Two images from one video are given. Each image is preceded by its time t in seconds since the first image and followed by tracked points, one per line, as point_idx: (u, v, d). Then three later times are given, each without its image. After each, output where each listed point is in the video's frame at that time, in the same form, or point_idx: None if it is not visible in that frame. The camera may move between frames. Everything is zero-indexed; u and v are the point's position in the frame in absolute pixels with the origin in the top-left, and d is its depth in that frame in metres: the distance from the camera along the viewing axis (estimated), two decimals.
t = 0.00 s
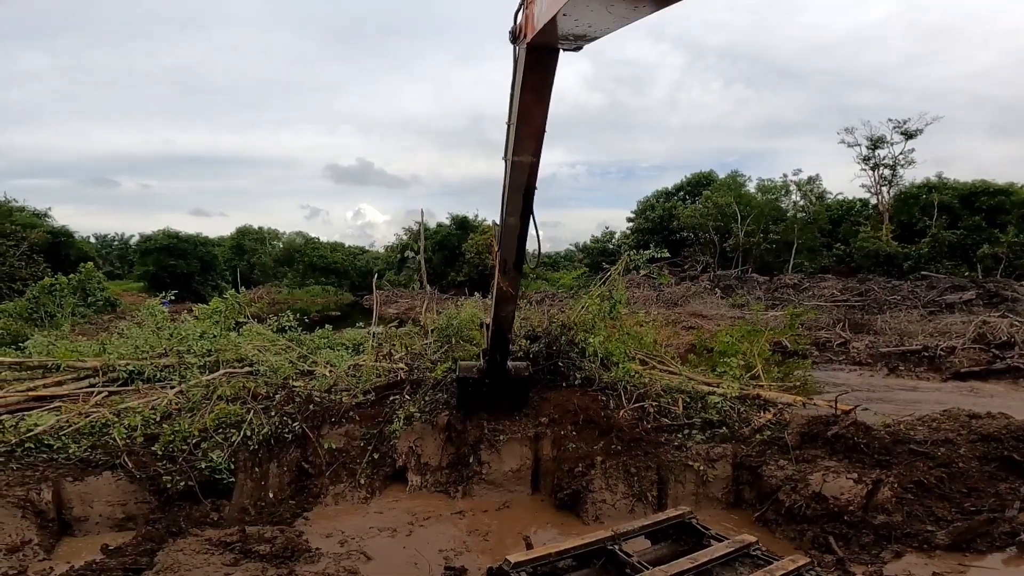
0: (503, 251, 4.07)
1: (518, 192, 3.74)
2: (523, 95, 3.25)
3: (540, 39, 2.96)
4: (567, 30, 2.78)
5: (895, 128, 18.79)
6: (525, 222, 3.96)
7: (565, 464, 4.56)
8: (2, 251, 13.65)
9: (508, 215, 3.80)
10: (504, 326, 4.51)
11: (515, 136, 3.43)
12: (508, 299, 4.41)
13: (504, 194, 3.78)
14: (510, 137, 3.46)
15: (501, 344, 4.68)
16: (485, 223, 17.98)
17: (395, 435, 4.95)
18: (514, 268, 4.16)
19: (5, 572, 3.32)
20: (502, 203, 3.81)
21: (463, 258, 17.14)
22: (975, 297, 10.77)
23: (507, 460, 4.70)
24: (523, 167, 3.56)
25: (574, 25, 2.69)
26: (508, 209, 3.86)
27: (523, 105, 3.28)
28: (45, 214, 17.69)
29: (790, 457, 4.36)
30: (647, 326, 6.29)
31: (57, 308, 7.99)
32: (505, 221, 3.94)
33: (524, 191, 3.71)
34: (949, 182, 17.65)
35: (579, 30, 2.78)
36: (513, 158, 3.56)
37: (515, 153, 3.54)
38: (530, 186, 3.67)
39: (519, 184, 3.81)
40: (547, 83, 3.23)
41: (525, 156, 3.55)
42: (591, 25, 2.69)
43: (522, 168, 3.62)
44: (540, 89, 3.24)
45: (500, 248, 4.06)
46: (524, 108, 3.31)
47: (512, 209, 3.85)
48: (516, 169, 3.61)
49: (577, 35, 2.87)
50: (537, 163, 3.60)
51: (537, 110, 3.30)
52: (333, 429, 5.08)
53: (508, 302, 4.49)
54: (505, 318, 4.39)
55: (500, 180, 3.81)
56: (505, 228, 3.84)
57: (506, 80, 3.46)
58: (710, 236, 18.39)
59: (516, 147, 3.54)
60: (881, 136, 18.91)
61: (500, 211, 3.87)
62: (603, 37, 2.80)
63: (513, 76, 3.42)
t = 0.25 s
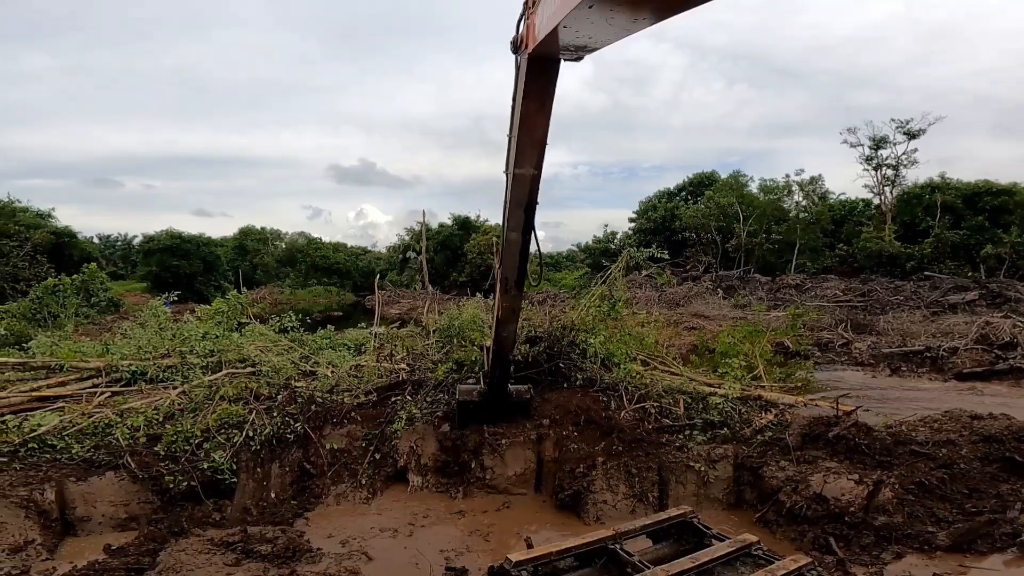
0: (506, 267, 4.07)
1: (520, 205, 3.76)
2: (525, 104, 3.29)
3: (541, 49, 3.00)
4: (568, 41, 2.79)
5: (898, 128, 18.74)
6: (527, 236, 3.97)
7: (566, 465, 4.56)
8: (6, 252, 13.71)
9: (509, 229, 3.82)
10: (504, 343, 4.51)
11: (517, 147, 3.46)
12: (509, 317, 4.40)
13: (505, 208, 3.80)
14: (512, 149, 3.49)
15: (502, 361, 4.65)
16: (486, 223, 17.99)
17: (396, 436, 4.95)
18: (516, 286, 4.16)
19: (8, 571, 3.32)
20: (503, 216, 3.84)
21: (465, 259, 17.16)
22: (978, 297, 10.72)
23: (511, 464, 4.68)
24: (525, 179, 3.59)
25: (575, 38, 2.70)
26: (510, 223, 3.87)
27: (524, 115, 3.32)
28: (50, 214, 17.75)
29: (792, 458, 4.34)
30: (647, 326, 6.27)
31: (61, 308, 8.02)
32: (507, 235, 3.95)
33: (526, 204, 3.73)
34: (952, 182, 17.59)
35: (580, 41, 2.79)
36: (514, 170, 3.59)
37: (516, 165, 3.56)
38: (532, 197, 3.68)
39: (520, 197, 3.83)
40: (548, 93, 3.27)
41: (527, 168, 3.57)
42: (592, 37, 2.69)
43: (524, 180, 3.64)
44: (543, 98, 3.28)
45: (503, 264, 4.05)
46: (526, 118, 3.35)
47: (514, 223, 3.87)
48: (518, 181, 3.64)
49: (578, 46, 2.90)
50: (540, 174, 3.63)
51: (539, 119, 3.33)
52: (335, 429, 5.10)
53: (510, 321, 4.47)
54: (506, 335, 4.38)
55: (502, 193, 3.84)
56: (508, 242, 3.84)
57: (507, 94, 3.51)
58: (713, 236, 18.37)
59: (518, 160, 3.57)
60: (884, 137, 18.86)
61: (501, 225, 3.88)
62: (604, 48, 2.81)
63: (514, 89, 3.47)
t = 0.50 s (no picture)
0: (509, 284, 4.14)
1: (524, 219, 3.88)
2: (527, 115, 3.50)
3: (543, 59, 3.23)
4: (568, 51, 2.96)
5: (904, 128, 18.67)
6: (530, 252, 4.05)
7: (571, 465, 4.57)
8: (13, 252, 13.80)
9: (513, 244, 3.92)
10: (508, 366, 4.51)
11: (520, 160, 3.64)
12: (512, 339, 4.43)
13: (509, 223, 3.92)
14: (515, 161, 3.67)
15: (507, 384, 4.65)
16: (491, 224, 18.01)
17: (401, 436, 4.99)
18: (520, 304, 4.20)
19: (16, 570, 3.34)
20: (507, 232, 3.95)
21: (469, 259, 17.18)
22: (985, 297, 10.67)
23: (521, 470, 4.63)
24: (528, 192, 3.73)
25: (575, 48, 2.87)
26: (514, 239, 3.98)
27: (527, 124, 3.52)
28: (57, 215, 17.86)
29: (798, 458, 4.32)
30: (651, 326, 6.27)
31: (68, 309, 8.06)
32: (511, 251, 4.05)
33: (529, 217, 3.85)
34: (959, 182, 17.51)
35: (579, 53, 3.02)
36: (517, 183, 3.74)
37: (519, 179, 3.73)
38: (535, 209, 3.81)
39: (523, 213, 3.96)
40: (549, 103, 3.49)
41: (529, 179, 3.73)
42: (590, 49, 2.91)
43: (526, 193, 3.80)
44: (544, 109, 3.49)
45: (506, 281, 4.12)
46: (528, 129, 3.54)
47: (517, 238, 3.98)
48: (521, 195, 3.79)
49: (578, 56, 3.07)
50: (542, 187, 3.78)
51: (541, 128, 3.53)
52: (340, 430, 5.12)
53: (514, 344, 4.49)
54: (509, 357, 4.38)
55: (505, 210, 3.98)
56: (511, 257, 3.93)
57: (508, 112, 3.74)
58: (717, 237, 18.34)
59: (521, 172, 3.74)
60: (890, 136, 18.79)
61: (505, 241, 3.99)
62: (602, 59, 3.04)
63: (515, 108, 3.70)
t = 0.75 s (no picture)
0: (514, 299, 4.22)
1: (528, 232, 4.02)
2: (531, 129, 3.78)
3: (547, 69, 3.52)
4: (571, 61, 3.29)
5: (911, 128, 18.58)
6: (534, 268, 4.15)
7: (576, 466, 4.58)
8: (21, 253, 13.90)
9: (518, 258, 4.04)
10: (512, 385, 4.51)
11: (525, 171, 3.85)
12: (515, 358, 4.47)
13: (513, 238, 4.06)
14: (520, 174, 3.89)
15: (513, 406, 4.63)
16: (495, 224, 18.01)
17: (406, 436, 5.02)
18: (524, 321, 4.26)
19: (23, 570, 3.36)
20: (511, 247, 4.08)
21: (474, 260, 17.18)
22: (994, 297, 10.59)
23: (526, 478, 4.61)
24: (532, 204, 3.92)
25: (578, 58, 3.19)
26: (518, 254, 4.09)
27: (531, 136, 3.77)
28: (65, 216, 17.98)
29: (803, 459, 4.31)
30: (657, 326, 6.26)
31: (75, 309, 8.11)
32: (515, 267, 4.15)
33: (533, 230, 4.02)
34: (967, 182, 17.41)
35: (582, 62, 3.27)
36: (522, 196, 3.93)
37: (523, 192, 3.92)
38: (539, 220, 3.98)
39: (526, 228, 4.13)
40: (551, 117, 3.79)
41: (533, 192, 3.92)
42: (593, 57, 3.16)
43: (530, 207, 3.98)
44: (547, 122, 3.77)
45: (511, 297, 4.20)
46: (532, 142, 3.79)
47: (521, 253, 4.11)
48: (526, 208, 3.96)
49: (580, 66, 3.43)
50: (545, 200, 3.98)
51: (545, 140, 3.79)
52: (345, 430, 5.14)
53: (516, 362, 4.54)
54: (514, 375, 4.40)
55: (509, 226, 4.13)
56: (516, 270, 4.04)
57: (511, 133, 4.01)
58: (723, 237, 18.28)
59: (525, 187, 3.95)
60: (897, 136, 18.71)
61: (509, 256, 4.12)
62: (603, 67, 3.29)
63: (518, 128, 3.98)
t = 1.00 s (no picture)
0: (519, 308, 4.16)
1: (533, 238, 3.98)
2: (535, 133, 3.74)
3: (551, 74, 3.49)
4: (575, 68, 3.29)
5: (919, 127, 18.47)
6: (539, 275, 4.11)
7: (581, 467, 4.60)
8: (30, 253, 14.02)
9: (523, 266, 4.02)
10: (518, 397, 4.41)
11: (530, 177, 3.83)
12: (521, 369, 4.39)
13: (518, 246, 4.04)
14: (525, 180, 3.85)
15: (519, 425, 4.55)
16: (501, 224, 18.02)
17: (411, 436, 5.04)
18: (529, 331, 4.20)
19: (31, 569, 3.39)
20: (516, 254, 4.04)
21: (479, 260, 17.20)
22: (1003, 298, 10.51)
23: (531, 484, 4.54)
24: (538, 211, 3.90)
25: (582, 65, 3.18)
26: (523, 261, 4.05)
27: (536, 141, 3.74)
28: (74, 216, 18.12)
29: (810, 460, 4.30)
30: (662, 326, 6.25)
31: (84, 309, 8.17)
32: (520, 275, 4.11)
33: (538, 237, 3.98)
34: (976, 181, 17.29)
35: (586, 68, 3.26)
36: (527, 202, 3.89)
37: (528, 198, 3.90)
38: (545, 226, 3.95)
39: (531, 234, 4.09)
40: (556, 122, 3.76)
41: (538, 198, 3.88)
42: (597, 64, 3.15)
43: (535, 213, 3.94)
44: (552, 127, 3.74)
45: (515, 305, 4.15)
46: (537, 147, 3.77)
47: (526, 261, 4.08)
48: (530, 215, 3.93)
49: (584, 72, 3.41)
50: (550, 206, 3.95)
51: (550, 145, 3.76)
52: (350, 430, 5.16)
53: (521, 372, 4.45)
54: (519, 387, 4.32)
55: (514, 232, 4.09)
56: (521, 278, 3.99)
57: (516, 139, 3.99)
58: (729, 237, 18.22)
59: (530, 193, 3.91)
60: (905, 136, 18.60)
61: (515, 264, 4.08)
62: (607, 73, 3.27)
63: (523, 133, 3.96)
